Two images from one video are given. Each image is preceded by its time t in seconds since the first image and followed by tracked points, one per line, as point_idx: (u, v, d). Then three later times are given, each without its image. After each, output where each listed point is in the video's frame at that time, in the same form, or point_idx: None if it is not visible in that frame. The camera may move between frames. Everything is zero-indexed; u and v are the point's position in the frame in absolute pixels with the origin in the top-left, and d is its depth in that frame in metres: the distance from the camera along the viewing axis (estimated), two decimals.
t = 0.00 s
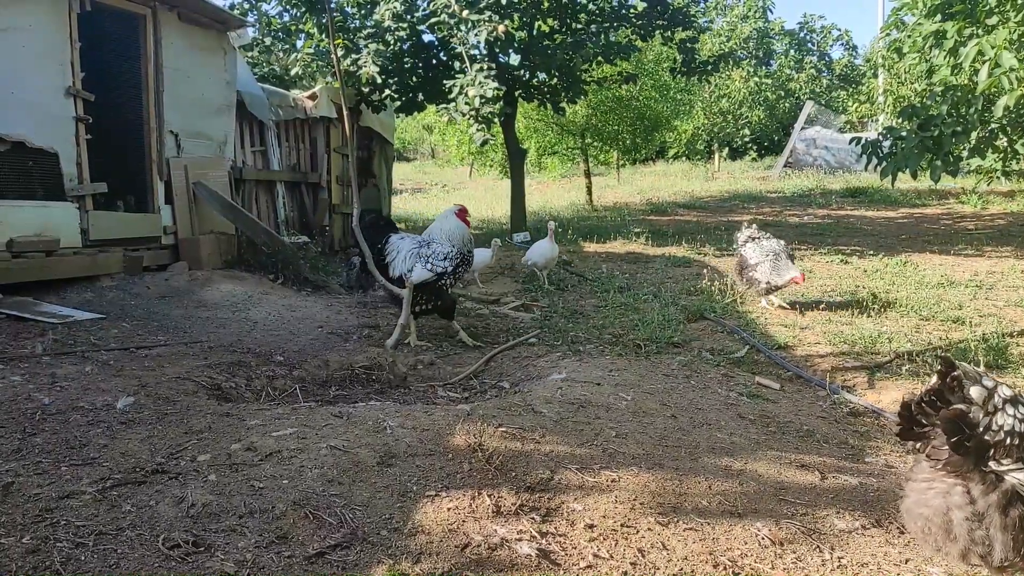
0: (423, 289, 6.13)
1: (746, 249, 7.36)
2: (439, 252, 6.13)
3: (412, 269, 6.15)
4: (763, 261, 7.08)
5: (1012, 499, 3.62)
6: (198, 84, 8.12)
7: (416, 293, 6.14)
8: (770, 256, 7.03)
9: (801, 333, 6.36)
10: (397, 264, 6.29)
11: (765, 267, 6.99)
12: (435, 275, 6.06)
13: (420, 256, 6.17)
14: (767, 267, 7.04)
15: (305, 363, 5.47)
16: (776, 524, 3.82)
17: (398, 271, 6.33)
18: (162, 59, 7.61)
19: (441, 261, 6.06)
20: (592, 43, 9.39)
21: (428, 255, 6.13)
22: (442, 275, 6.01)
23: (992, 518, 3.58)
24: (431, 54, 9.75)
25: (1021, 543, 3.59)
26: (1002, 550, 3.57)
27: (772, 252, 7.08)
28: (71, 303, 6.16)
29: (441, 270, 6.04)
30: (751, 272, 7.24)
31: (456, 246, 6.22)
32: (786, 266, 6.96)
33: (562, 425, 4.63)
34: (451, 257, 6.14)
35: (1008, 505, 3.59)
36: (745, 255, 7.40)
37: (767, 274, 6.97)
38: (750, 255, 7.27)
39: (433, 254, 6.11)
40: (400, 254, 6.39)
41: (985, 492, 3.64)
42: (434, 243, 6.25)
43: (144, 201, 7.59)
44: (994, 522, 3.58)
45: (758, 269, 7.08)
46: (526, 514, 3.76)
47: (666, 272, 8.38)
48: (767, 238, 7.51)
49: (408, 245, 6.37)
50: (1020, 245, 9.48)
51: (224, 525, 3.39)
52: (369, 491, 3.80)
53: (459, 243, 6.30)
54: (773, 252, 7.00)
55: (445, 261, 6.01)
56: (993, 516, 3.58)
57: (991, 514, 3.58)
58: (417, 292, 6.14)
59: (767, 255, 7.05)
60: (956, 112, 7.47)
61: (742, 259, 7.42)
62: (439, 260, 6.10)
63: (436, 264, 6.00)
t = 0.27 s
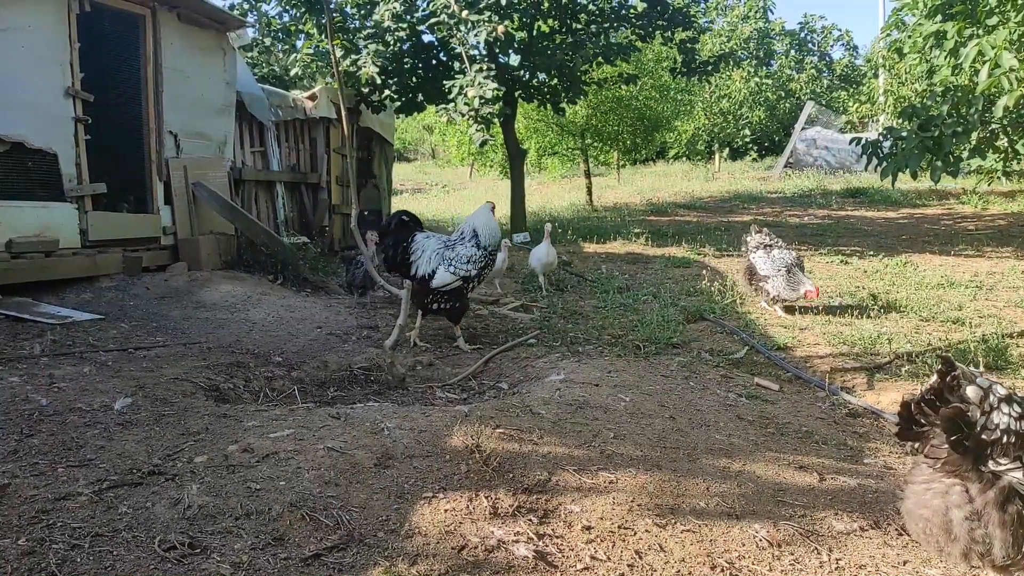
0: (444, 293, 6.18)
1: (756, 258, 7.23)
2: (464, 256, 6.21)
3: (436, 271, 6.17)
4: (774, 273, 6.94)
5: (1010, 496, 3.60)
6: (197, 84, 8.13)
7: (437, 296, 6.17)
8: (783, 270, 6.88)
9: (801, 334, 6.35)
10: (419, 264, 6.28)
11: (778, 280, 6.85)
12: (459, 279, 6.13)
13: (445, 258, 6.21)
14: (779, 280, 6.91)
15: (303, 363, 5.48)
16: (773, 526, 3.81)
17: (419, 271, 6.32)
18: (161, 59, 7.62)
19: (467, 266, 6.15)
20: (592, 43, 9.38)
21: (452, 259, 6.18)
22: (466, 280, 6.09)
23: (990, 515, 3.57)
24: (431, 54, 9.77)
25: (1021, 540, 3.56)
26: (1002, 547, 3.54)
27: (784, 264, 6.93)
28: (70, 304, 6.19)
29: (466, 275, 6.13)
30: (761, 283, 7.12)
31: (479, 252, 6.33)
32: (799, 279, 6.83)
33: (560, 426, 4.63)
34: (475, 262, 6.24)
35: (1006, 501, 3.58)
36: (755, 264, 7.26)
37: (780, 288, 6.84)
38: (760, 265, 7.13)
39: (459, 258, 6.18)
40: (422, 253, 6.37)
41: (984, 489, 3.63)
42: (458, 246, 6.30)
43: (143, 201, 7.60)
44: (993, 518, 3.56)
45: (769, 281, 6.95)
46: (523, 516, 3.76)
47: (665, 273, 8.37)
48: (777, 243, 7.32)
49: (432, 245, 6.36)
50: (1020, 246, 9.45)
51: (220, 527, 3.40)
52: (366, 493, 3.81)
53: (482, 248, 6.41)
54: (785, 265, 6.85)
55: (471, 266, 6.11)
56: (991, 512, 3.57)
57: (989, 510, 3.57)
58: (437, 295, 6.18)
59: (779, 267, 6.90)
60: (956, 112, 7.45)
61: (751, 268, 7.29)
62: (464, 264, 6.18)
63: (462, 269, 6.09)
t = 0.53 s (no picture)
0: (459, 295, 6.16)
1: (757, 258, 7.15)
2: (478, 259, 6.20)
3: (451, 273, 6.14)
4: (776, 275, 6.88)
5: (1001, 486, 3.56)
6: (197, 85, 8.15)
7: (451, 299, 6.14)
8: (784, 270, 6.82)
9: (799, 335, 6.33)
10: (434, 266, 6.21)
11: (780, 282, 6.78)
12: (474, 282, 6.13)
13: (460, 260, 6.18)
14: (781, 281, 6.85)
15: (302, 365, 5.49)
16: (769, 528, 3.80)
17: (432, 273, 6.27)
18: (160, 60, 7.64)
19: (481, 269, 6.15)
20: (591, 43, 9.37)
21: (467, 261, 6.15)
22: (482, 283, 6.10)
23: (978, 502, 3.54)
24: (431, 55, 9.77)
25: (1010, 529, 3.50)
26: (991, 538, 3.49)
27: (786, 265, 6.86)
28: (69, 305, 6.21)
29: (480, 277, 6.13)
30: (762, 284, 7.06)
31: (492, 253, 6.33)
32: (801, 280, 6.77)
33: (556, 428, 4.63)
34: (489, 264, 6.24)
35: (995, 489, 3.53)
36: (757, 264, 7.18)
37: (782, 290, 6.78)
38: (762, 265, 7.05)
39: (473, 260, 6.16)
40: (436, 254, 6.29)
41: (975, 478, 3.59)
42: (472, 248, 6.27)
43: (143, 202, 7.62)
44: (980, 506, 3.53)
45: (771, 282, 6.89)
46: (518, 518, 3.76)
47: (664, 274, 8.36)
48: (778, 244, 7.28)
49: (446, 247, 6.29)
50: (1021, 247, 9.42)
51: (215, 529, 3.40)
52: (362, 495, 3.81)
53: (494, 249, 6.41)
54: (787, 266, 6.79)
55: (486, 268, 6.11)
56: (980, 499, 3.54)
57: (976, 496, 3.54)
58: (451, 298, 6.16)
59: (780, 268, 6.84)
60: (955, 113, 7.43)
61: (753, 268, 7.21)
62: (478, 266, 6.17)
63: (478, 271, 6.08)
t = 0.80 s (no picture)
0: (464, 300, 6.15)
1: (753, 262, 7.13)
2: (482, 262, 6.22)
3: (456, 277, 6.15)
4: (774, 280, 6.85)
5: (1001, 487, 3.58)
6: (192, 89, 8.15)
7: (458, 303, 6.13)
8: (782, 275, 6.78)
9: (796, 338, 6.32)
10: (440, 272, 6.24)
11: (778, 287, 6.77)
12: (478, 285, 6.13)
13: (464, 265, 6.20)
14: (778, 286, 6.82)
15: (298, 369, 5.49)
16: (766, 532, 3.80)
17: (437, 279, 6.29)
18: (156, 64, 7.63)
19: (485, 272, 6.15)
20: (588, 46, 9.38)
21: (471, 265, 6.17)
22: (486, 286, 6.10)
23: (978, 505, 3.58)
24: (428, 58, 9.76)
25: (1010, 531, 3.53)
26: (991, 539, 3.53)
27: (783, 269, 6.82)
28: (66, 310, 6.20)
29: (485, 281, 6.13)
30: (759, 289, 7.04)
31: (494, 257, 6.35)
32: (798, 285, 6.75)
33: (553, 432, 4.63)
34: (493, 268, 6.25)
35: (994, 492, 3.56)
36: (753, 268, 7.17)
37: (780, 295, 6.76)
38: (759, 270, 7.03)
39: (477, 264, 6.18)
40: (441, 261, 6.32)
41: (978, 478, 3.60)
42: (476, 252, 6.29)
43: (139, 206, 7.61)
44: (980, 509, 3.56)
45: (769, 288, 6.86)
46: (515, 523, 3.75)
47: (661, 276, 8.36)
48: (776, 247, 7.27)
49: (450, 252, 6.33)
50: (1017, 249, 9.42)
51: (210, 535, 3.40)
52: (358, 500, 3.80)
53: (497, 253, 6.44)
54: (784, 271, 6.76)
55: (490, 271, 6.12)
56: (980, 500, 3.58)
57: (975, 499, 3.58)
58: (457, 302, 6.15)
59: (778, 273, 6.81)
60: (951, 115, 7.43)
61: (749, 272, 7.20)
62: (483, 270, 6.17)
63: (482, 274, 6.09)
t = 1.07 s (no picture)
0: (471, 300, 6.14)
1: (749, 265, 7.15)
2: (488, 263, 6.18)
3: (462, 278, 6.13)
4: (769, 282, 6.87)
5: (993, 489, 3.57)
6: (188, 93, 8.15)
7: (464, 304, 6.12)
8: (776, 278, 6.82)
9: (792, 340, 6.32)
10: (446, 274, 6.23)
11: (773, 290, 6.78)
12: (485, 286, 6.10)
13: (471, 266, 6.17)
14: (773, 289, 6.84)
15: (294, 373, 5.49)
16: (761, 534, 3.80)
17: (444, 280, 6.28)
18: (151, 69, 7.63)
19: (492, 272, 6.11)
20: (584, 50, 9.40)
21: (478, 266, 6.13)
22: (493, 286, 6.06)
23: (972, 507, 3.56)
24: (424, 62, 9.76)
25: (1002, 533, 3.50)
26: (983, 542, 3.51)
27: (778, 272, 6.85)
28: (62, 315, 6.20)
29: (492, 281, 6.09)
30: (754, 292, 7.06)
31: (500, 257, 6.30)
32: (793, 288, 6.77)
33: (549, 435, 4.63)
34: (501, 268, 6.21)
35: (987, 494, 3.55)
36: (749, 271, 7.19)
37: (774, 297, 6.78)
38: (754, 273, 7.05)
39: (484, 265, 6.13)
40: (447, 262, 6.31)
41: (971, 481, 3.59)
42: (482, 252, 6.24)
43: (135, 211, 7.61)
44: (972, 511, 3.56)
45: (764, 290, 6.88)
46: (510, 527, 3.75)
47: (657, 279, 8.37)
48: (771, 251, 7.36)
49: (456, 254, 6.31)
50: (1012, 250, 9.43)
51: (206, 540, 3.40)
52: (353, 504, 3.80)
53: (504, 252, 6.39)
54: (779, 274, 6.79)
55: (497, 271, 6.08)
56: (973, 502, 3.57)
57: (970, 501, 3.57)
58: (464, 303, 6.15)
59: (773, 276, 6.84)
60: (946, 117, 7.44)
61: (745, 275, 7.22)
62: (489, 270, 6.13)
63: (489, 275, 6.05)
